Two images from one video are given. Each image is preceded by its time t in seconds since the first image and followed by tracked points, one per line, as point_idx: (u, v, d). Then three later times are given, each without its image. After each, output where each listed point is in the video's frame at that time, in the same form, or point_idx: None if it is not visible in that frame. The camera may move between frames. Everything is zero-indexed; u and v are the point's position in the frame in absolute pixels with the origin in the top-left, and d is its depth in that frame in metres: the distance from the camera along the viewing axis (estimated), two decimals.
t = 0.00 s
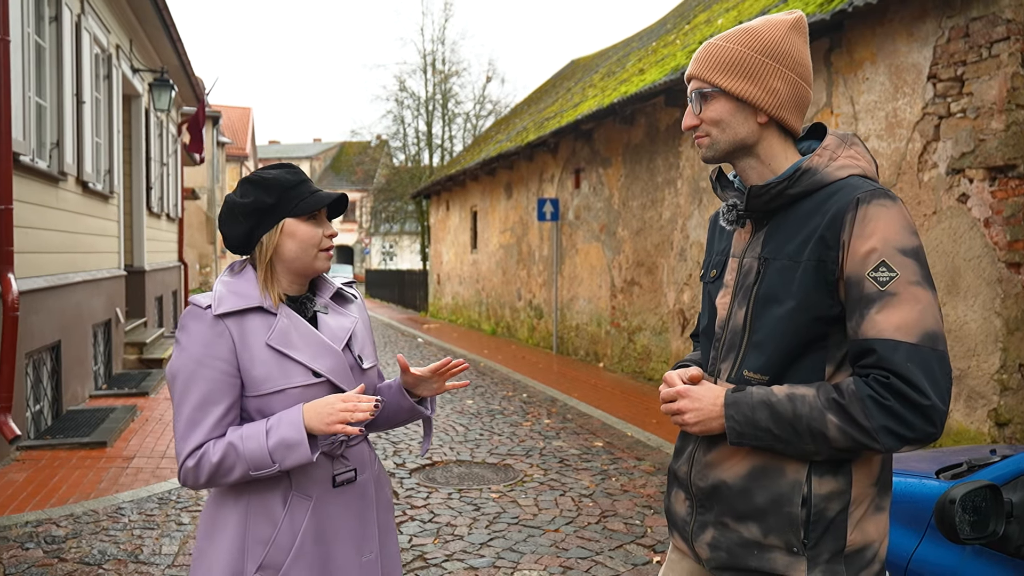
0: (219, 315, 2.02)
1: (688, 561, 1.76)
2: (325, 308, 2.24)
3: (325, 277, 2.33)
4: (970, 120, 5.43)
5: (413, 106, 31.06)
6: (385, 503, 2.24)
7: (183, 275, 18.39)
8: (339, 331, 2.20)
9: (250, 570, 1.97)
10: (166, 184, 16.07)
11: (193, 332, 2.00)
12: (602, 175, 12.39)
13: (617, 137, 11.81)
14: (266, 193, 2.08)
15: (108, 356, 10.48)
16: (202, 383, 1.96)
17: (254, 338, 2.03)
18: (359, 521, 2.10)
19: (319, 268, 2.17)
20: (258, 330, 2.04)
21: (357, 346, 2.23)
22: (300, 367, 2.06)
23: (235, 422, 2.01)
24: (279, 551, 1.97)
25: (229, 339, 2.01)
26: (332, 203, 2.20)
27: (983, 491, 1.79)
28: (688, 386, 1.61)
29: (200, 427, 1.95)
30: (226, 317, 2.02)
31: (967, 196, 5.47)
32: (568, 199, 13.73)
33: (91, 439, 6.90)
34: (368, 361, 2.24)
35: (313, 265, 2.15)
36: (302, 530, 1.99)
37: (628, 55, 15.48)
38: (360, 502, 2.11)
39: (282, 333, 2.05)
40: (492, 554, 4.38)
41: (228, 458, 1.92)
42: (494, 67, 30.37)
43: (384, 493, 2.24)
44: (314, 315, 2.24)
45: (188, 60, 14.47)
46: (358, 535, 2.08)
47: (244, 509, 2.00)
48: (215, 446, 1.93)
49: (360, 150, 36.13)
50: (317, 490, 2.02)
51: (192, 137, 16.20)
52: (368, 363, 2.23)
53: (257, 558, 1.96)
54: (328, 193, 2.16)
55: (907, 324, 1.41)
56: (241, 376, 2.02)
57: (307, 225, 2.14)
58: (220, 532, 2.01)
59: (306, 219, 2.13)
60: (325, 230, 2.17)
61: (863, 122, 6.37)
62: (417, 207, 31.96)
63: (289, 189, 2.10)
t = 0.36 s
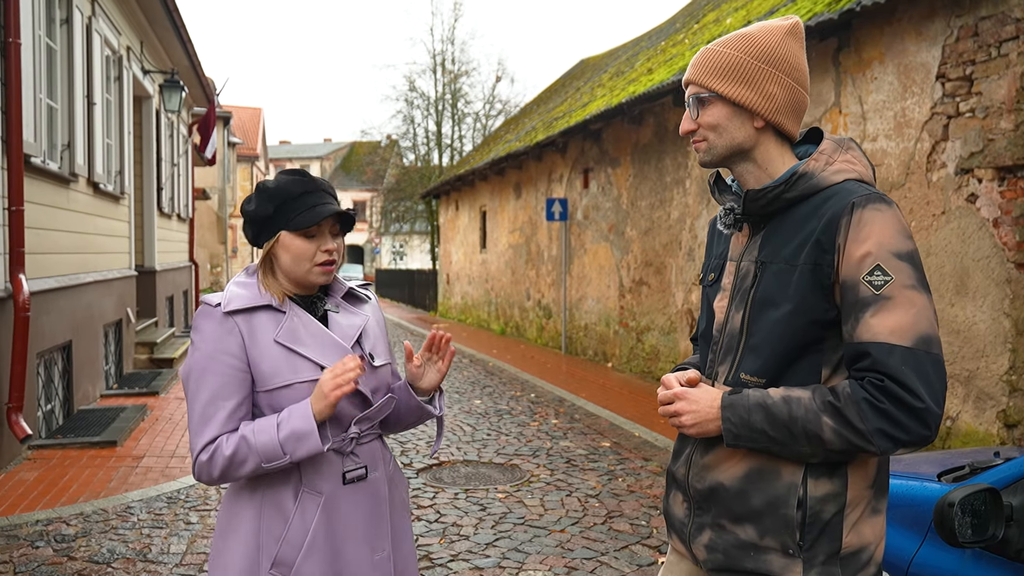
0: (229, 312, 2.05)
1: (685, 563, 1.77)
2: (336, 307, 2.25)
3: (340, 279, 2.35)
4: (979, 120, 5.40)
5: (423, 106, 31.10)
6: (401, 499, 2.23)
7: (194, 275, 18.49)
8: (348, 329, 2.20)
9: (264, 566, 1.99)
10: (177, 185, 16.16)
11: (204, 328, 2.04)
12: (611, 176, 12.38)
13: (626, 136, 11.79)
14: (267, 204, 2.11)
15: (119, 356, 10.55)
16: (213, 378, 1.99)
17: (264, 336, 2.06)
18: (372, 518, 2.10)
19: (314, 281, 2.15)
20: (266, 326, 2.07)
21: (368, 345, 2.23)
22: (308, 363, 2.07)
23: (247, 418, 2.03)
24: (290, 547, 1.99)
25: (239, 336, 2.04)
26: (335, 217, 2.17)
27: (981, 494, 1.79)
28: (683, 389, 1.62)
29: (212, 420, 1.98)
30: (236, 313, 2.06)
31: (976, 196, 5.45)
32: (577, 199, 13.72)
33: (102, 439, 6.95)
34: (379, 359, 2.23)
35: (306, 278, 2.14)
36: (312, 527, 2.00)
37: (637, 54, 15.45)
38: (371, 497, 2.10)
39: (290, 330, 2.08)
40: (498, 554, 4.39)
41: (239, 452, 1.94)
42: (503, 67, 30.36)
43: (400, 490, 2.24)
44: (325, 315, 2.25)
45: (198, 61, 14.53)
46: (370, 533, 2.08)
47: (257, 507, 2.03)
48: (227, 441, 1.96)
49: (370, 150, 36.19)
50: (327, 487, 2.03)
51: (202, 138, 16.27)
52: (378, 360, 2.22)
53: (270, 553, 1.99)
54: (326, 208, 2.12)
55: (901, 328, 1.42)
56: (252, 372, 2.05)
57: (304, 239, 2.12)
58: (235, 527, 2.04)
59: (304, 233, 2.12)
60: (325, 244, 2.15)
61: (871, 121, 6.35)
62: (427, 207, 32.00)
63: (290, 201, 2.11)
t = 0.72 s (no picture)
0: (237, 310, 2.09)
1: (684, 564, 1.76)
2: (353, 309, 2.20)
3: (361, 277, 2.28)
4: (988, 119, 5.37)
5: (432, 106, 31.11)
6: (406, 509, 2.20)
7: (203, 274, 18.57)
8: (359, 332, 2.15)
9: (255, 560, 2.02)
10: (186, 185, 16.23)
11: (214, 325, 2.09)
12: (618, 175, 12.36)
13: (634, 136, 11.77)
14: (280, 216, 2.10)
15: (128, 355, 10.60)
16: (215, 373, 2.04)
17: (266, 333, 2.08)
18: (367, 523, 2.08)
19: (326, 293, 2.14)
20: (271, 324, 2.10)
21: (380, 348, 2.17)
22: (308, 363, 2.07)
23: (248, 414, 2.07)
24: (279, 543, 2.00)
25: (244, 333, 2.08)
26: (348, 235, 2.11)
27: (982, 497, 1.78)
28: (681, 391, 1.62)
29: (211, 415, 2.03)
30: (244, 311, 2.10)
31: (984, 195, 5.41)
32: (585, 198, 13.70)
33: (110, 438, 6.99)
34: (389, 363, 2.18)
35: (318, 289, 2.14)
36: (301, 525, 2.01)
37: (646, 53, 15.42)
38: (367, 501, 2.08)
39: (293, 329, 2.09)
40: (502, 554, 4.39)
41: (231, 448, 1.98)
42: (512, 66, 30.35)
43: (407, 501, 2.21)
44: (339, 316, 2.21)
45: (207, 61, 14.58)
46: (363, 537, 2.06)
47: (256, 503, 2.06)
48: (222, 435, 2.00)
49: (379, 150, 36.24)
50: (320, 487, 2.04)
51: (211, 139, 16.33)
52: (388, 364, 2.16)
53: (260, 549, 2.01)
54: (335, 231, 2.06)
55: (896, 328, 1.42)
56: (254, 369, 2.07)
57: (314, 254, 2.10)
58: (236, 523, 2.08)
59: (315, 250, 2.09)
60: (336, 261, 2.11)
61: (879, 121, 6.31)
62: (436, 206, 32.03)
63: (303, 216, 2.09)
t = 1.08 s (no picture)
0: (250, 314, 2.11)
1: (679, 565, 1.75)
2: (366, 312, 2.19)
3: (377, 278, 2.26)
4: (994, 120, 5.34)
5: (439, 107, 31.14)
6: (420, 510, 2.17)
7: (211, 275, 18.63)
8: (370, 336, 2.14)
9: (267, 555, 2.06)
10: (194, 186, 16.29)
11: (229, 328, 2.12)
12: (624, 176, 12.34)
13: (640, 137, 11.75)
14: (299, 213, 2.11)
15: (135, 356, 10.64)
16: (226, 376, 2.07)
17: (277, 337, 2.09)
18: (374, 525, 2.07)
19: (349, 285, 2.14)
20: (282, 328, 2.10)
21: (391, 351, 2.15)
22: (317, 367, 2.07)
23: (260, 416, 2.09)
24: (288, 541, 2.04)
25: (255, 336, 2.09)
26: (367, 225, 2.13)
27: (981, 501, 1.77)
28: (676, 392, 1.61)
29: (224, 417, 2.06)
30: (256, 314, 2.11)
31: (990, 197, 5.38)
32: (591, 199, 13.69)
33: (116, 438, 7.02)
34: (400, 366, 2.15)
35: (341, 283, 2.14)
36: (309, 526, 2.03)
37: (652, 54, 15.39)
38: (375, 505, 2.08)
39: (304, 333, 2.09)
40: (504, 555, 4.39)
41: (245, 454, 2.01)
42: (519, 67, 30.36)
43: (422, 504, 2.17)
44: (352, 318, 2.20)
45: (214, 63, 14.63)
46: (370, 540, 2.06)
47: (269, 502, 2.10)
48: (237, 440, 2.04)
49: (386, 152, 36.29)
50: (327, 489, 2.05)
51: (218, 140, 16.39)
52: (398, 367, 2.14)
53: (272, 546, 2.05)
54: (356, 219, 2.08)
55: (891, 329, 1.42)
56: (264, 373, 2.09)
57: (336, 246, 2.11)
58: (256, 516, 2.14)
59: (337, 242, 2.10)
60: (358, 251, 2.12)
61: (885, 121, 6.29)
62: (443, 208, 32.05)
63: (321, 209, 2.10)
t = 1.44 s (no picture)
0: (254, 314, 2.09)
1: (674, 567, 1.75)
2: (367, 313, 2.20)
3: (371, 278, 2.30)
4: (999, 120, 5.31)
5: (445, 108, 31.16)
6: (421, 509, 2.20)
7: (216, 276, 18.68)
8: (374, 334, 2.15)
9: (272, 557, 2.02)
10: (200, 187, 16.34)
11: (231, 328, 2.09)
12: (629, 177, 12.33)
13: (644, 138, 11.73)
14: (307, 204, 2.13)
15: (141, 356, 10.67)
16: (231, 377, 2.04)
17: (284, 338, 2.08)
18: (381, 522, 2.09)
19: (362, 268, 2.18)
20: (289, 329, 2.10)
21: (394, 351, 2.17)
22: (324, 367, 2.07)
23: (266, 416, 2.08)
24: (296, 541, 2.02)
25: (261, 337, 2.08)
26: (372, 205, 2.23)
27: (979, 503, 1.76)
28: (673, 393, 1.62)
29: (228, 419, 2.03)
30: (261, 315, 2.09)
31: (995, 198, 5.36)
32: (595, 200, 13.68)
33: (120, 438, 7.04)
34: (403, 366, 2.17)
35: (356, 266, 2.17)
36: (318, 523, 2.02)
37: (658, 55, 15.38)
38: (383, 502, 2.09)
39: (310, 333, 2.09)
40: (506, 557, 4.39)
41: (259, 457, 1.99)
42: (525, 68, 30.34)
43: (422, 502, 2.20)
44: (354, 318, 2.21)
45: (220, 64, 14.66)
46: (378, 537, 2.07)
47: (272, 503, 2.07)
48: (249, 442, 2.01)
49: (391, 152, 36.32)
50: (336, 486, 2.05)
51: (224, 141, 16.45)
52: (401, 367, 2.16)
53: (277, 547, 2.02)
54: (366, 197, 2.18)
55: (884, 330, 1.42)
56: (270, 373, 2.08)
57: (349, 229, 2.17)
58: (254, 519, 2.10)
59: (348, 224, 2.17)
60: (367, 232, 2.20)
61: (889, 122, 6.26)
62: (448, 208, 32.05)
63: (329, 197, 2.14)
